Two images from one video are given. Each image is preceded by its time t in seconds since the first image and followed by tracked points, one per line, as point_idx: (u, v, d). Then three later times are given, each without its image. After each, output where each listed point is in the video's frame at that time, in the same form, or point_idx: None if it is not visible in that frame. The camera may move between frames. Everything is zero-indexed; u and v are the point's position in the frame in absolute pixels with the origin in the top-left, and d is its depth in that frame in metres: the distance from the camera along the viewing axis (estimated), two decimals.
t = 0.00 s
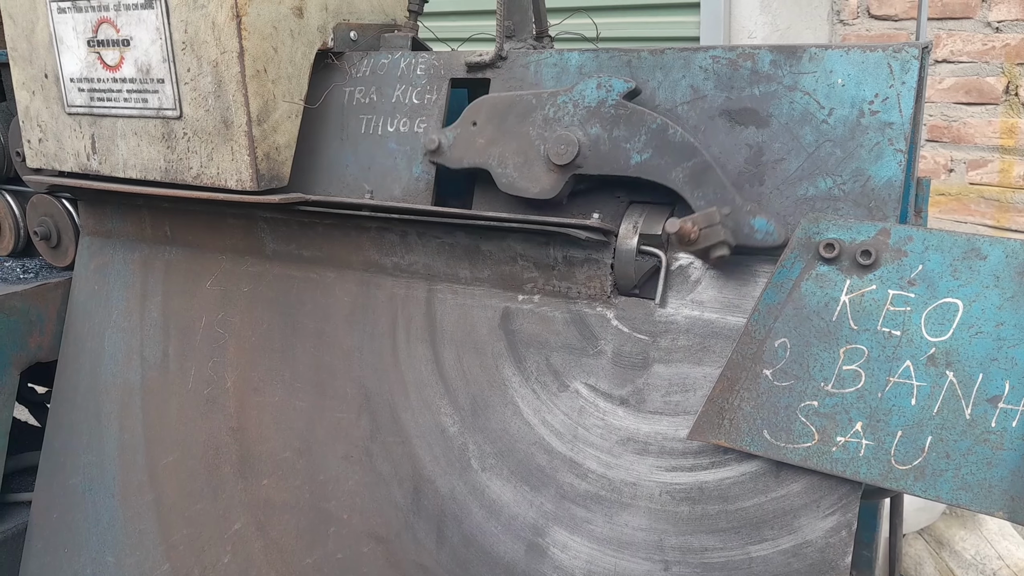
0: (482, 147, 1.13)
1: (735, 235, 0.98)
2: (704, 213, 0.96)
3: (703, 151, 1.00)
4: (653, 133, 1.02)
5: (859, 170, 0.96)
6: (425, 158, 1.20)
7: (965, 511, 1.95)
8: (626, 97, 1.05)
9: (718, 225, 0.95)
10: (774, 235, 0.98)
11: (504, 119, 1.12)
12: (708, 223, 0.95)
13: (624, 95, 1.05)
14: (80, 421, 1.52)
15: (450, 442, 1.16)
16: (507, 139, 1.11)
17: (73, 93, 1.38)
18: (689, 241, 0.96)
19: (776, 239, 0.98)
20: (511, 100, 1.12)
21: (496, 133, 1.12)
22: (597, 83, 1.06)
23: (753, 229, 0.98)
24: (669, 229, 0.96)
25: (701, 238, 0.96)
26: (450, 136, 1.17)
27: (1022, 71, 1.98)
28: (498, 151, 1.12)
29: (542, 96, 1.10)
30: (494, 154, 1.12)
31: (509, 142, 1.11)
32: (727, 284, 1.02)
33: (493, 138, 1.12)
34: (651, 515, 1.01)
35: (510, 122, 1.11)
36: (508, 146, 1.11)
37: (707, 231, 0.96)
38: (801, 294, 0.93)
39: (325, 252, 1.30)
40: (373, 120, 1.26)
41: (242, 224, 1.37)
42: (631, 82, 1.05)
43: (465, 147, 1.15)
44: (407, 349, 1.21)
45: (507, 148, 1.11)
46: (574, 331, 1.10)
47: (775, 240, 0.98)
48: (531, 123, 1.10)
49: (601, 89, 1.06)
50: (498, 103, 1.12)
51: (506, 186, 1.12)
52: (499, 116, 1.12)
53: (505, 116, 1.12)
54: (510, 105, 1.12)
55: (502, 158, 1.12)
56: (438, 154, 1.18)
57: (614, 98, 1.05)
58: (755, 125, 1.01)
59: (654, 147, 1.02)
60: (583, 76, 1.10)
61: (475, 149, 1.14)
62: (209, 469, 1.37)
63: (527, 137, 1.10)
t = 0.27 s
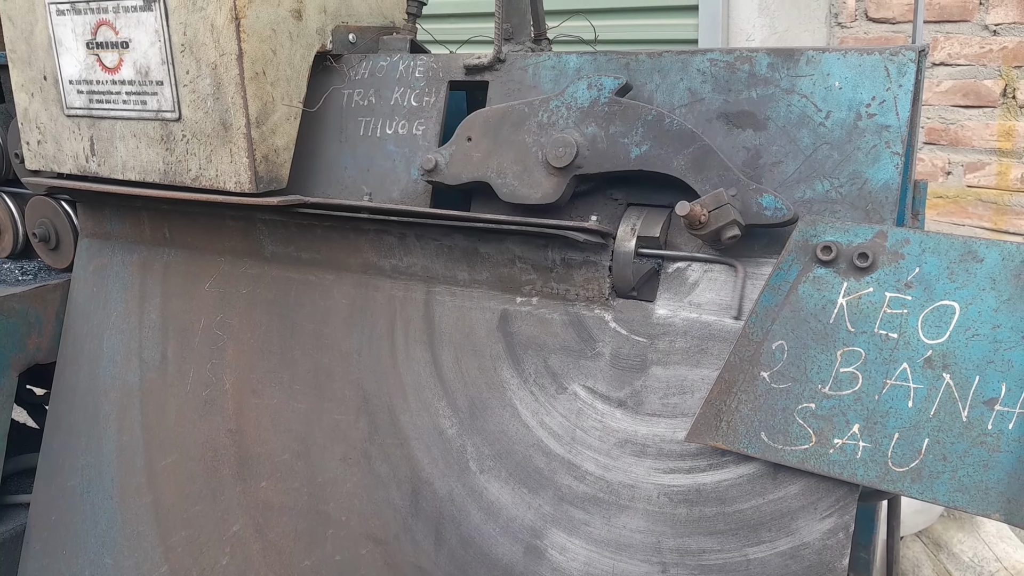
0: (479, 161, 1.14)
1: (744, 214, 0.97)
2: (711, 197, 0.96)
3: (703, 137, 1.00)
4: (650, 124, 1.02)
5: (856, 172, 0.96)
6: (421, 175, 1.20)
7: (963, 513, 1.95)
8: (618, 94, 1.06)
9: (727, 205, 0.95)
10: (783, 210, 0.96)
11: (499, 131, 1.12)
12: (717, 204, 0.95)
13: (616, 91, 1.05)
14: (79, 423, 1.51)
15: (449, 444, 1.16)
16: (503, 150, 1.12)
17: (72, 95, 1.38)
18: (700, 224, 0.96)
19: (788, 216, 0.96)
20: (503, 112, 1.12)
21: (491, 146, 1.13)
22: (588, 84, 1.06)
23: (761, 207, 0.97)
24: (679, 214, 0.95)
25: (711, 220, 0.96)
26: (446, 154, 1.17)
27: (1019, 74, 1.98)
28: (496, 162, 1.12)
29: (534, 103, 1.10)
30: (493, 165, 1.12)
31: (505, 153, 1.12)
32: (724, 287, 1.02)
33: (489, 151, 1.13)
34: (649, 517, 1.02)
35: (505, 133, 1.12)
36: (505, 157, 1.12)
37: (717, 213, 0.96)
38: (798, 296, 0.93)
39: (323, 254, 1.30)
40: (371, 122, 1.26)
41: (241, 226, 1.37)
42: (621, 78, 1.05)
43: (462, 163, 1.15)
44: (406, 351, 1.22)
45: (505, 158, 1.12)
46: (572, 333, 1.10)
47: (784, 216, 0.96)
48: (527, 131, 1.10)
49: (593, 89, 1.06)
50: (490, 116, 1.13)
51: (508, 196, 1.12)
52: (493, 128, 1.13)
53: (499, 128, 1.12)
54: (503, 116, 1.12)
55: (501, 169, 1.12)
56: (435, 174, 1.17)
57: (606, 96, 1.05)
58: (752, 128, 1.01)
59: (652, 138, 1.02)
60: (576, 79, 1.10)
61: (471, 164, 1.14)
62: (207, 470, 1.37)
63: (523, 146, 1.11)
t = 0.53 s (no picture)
0: (483, 145, 1.13)
1: (727, 252, 0.99)
2: (696, 230, 0.98)
3: (701, 164, 1.00)
4: (653, 142, 1.02)
5: (858, 174, 0.96)
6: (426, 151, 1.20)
7: (964, 514, 1.95)
8: (628, 104, 1.06)
9: (709, 241, 0.97)
10: (764, 253, 0.98)
11: (507, 118, 1.12)
12: (700, 239, 0.97)
13: (626, 102, 1.05)
14: (81, 423, 1.52)
15: (450, 444, 1.16)
16: (509, 139, 1.12)
17: (75, 95, 1.39)
18: (680, 255, 0.98)
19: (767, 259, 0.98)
20: (515, 100, 1.12)
21: (498, 132, 1.12)
22: (600, 89, 1.06)
23: (743, 248, 0.98)
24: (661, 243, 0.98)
25: (692, 253, 0.98)
26: (452, 132, 1.16)
27: (1021, 75, 1.99)
28: (500, 151, 1.12)
29: (546, 97, 1.10)
30: (495, 152, 1.13)
31: (511, 141, 1.12)
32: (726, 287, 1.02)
33: (495, 137, 1.13)
34: (651, 517, 1.02)
35: (513, 122, 1.12)
36: (509, 145, 1.12)
37: (699, 247, 0.98)
38: (800, 297, 0.94)
39: (326, 255, 1.31)
40: (374, 123, 1.27)
41: (244, 226, 1.37)
42: (635, 89, 1.05)
43: (466, 143, 1.15)
44: (408, 351, 1.22)
45: (508, 147, 1.12)
46: (574, 333, 1.10)
47: (765, 260, 0.98)
48: (534, 124, 1.10)
49: (604, 95, 1.06)
50: (502, 102, 1.13)
51: (505, 186, 1.12)
52: (503, 115, 1.12)
53: (509, 116, 1.12)
54: (514, 105, 1.12)
55: (503, 157, 1.12)
56: (440, 148, 1.17)
57: (616, 104, 1.05)
58: (754, 129, 1.01)
59: (653, 157, 1.03)
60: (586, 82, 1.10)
61: (475, 147, 1.14)
62: (210, 470, 1.37)
63: (529, 137, 1.11)
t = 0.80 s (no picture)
0: (484, 145, 1.14)
1: (724, 257, 0.99)
2: (693, 234, 0.97)
3: (701, 170, 1.01)
4: (653, 146, 1.03)
5: (858, 175, 0.96)
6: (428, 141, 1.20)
7: (965, 515, 1.95)
8: (630, 108, 1.06)
9: (708, 244, 0.97)
10: (762, 258, 0.99)
11: (508, 120, 1.12)
12: (699, 243, 0.97)
13: (628, 105, 1.05)
14: (82, 424, 1.52)
15: (451, 445, 1.16)
16: (510, 139, 1.12)
17: (76, 97, 1.39)
18: (680, 258, 0.97)
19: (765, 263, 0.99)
20: (517, 100, 1.12)
21: (498, 133, 1.13)
22: (602, 91, 1.06)
23: (742, 252, 0.99)
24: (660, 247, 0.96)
25: (690, 257, 0.97)
26: (454, 130, 1.17)
27: (1020, 77, 1.99)
28: (500, 152, 1.13)
29: (547, 98, 1.10)
30: (496, 153, 1.13)
31: (511, 142, 1.12)
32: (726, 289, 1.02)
33: (496, 137, 1.13)
34: (651, 519, 1.02)
35: (515, 123, 1.12)
36: (509, 146, 1.12)
37: (697, 250, 0.97)
38: (800, 299, 0.94)
39: (327, 257, 1.31)
40: (375, 125, 1.27)
41: (244, 228, 1.38)
42: (636, 92, 1.05)
43: (467, 144, 1.16)
44: (408, 353, 1.22)
45: (508, 148, 1.12)
46: (574, 335, 1.11)
47: (763, 264, 0.99)
48: (536, 125, 1.11)
49: (606, 97, 1.06)
50: (504, 103, 1.13)
51: (504, 186, 1.13)
52: (504, 115, 1.13)
53: (510, 116, 1.12)
54: (516, 105, 1.12)
55: (504, 158, 1.12)
56: (440, 147, 1.18)
57: (618, 108, 1.05)
58: (754, 131, 1.01)
59: (653, 161, 1.03)
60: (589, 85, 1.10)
61: (476, 147, 1.15)
62: (210, 472, 1.37)
63: (530, 138, 1.11)
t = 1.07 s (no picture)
0: (479, 165, 1.14)
1: (743, 219, 0.98)
2: (710, 201, 0.96)
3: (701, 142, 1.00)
4: (650, 129, 1.02)
5: (855, 177, 0.97)
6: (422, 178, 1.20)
7: (962, 517, 1.95)
8: (618, 99, 1.06)
9: (727, 208, 0.95)
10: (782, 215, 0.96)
11: (499, 135, 1.13)
12: (717, 208, 0.95)
13: (615, 96, 1.06)
14: (79, 426, 1.52)
15: (448, 447, 1.16)
16: (504, 154, 1.12)
17: (73, 99, 1.39)
18: (699, 228, 0.96)
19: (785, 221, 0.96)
20: (504, 116, 1.12)
21: (492, 150, 1.13)
22: (587, 89, 1.07)
23: (760, 212, 0.97)
24: (679, 218, 0.96)
25: (711, 223, 0.96)
26: (445, 159, 1.18)
27: (1017, 78, 1.99)
28: (496, 167, 1.13)
29: (534, 108, 1.10)
30: (492, 170, 1.13)
31: (505, 158, 1.12)
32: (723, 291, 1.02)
33: (490, 155, 1.13)
34: (648, 520, 1.02)
35: (506, 138, 1.12)
36: (504, 162, 1.12)
37: (717, 217, 0.96)
38: (797, 300, 0.94)
39: (324, 258, 1.31)
40: (372, 126, 1.27)
41: (242, 230, 1.37)
42: (621, 83, 1.06)
43: (462, 167, 1.16)
44: (406, 355, 1.22)
45: (504, 163, 1.12)
46: (572, 337, 1.11)
47: (783, 221, 0.96)
48: (528, 136, 1.11)
49: (593, 94, 1.07)
50: (491, 121, 1.13)
51: (508, 201, 1.12)
52: (494, 133, 1.13)
53: (500, 132, 1.13)
54: (503, 121, 1.12)
55: (502, 174, 1.12)
56: (436, 177, 1.18)
57: (606, 101, 1.06)
58: (751, 133, 1.01)
59: (653, 142, 1.02)
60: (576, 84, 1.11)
61: (471, 168, 1.15)
62: (208, 474, 1.37)
63: (524, 150, 1.11)
